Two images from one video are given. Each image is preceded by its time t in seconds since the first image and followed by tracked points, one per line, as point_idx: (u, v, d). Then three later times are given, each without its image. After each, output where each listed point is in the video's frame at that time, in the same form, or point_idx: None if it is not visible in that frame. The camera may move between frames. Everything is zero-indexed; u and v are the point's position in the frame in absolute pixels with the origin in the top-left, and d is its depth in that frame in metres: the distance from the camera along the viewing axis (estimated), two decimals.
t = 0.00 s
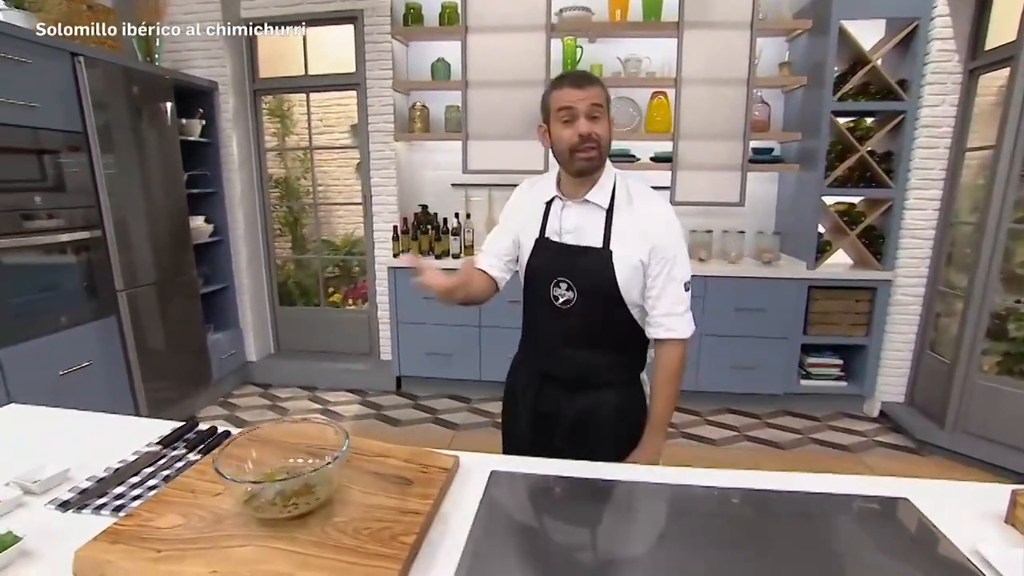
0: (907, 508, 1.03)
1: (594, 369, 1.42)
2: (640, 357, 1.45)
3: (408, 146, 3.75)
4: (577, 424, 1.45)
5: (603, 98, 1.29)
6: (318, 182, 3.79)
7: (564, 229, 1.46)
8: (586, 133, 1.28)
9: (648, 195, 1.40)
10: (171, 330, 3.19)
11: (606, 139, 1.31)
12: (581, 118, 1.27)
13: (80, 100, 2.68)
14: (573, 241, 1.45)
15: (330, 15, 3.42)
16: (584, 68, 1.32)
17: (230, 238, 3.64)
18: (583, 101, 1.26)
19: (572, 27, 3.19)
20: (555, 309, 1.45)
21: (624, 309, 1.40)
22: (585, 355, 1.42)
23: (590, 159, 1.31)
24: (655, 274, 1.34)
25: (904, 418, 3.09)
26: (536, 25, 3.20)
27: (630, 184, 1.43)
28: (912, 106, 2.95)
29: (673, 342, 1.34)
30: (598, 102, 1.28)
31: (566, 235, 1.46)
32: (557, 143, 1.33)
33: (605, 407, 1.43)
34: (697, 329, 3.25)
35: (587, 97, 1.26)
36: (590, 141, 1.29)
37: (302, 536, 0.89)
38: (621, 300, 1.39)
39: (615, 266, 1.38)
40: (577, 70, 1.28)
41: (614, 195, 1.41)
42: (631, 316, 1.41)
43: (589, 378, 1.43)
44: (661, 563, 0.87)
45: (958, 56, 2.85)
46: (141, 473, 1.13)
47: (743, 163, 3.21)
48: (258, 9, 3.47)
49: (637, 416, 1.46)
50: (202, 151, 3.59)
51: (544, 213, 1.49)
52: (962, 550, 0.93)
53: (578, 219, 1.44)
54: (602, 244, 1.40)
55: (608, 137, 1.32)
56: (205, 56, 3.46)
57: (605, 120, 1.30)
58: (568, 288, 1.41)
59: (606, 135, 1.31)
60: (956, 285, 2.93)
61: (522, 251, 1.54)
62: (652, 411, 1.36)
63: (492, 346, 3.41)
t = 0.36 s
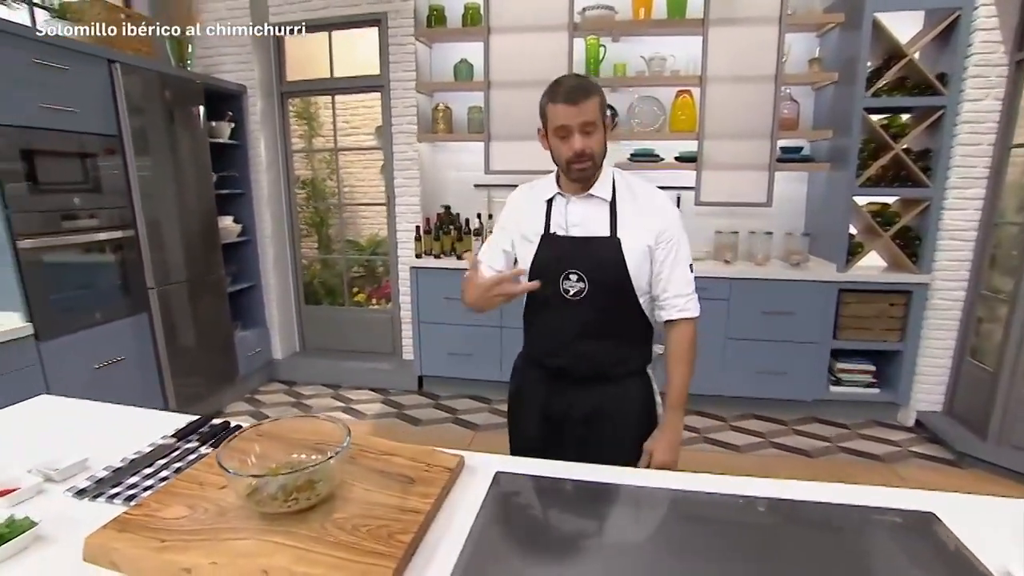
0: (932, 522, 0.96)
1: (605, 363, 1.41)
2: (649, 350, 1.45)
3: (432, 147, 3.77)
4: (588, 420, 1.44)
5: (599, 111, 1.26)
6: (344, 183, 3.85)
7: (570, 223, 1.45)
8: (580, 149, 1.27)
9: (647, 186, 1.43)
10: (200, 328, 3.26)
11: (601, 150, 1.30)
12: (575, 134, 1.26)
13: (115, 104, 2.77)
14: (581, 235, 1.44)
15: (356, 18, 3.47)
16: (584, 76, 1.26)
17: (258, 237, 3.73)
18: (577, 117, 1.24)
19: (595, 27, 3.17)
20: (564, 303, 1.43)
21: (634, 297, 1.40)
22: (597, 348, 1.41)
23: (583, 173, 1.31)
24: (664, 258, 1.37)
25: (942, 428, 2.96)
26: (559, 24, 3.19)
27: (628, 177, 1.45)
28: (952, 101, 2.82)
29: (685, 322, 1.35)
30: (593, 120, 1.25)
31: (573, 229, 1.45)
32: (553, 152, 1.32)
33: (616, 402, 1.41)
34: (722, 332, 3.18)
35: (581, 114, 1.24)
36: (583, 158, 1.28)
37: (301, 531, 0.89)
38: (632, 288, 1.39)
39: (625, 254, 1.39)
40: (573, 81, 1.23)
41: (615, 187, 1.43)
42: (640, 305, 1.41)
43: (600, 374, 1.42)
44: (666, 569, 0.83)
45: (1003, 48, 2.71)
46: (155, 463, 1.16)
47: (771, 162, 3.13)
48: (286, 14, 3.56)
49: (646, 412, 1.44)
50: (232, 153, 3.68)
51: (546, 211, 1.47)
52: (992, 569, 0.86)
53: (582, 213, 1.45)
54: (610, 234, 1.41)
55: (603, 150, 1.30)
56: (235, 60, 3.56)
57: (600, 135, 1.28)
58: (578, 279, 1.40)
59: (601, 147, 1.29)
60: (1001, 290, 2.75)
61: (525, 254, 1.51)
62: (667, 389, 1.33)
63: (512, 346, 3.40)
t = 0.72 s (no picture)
0: (975, 537, 0.91)
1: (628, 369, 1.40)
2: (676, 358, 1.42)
3: (463, 150, 3.81)
4: (614, 426, 1.43)
5: (628, 153, 1.21)
6: (377, 185, 3.92)
7: (598, 237, 1.43)
8: (608, 193, 1.26)
9: (682, 202, 1.38)
10: (239, 327, 3.37)
11: (630, 185, 1.29)
12: (604, 181, 1.24)
13: (161, 112, 2.89)
14: (609, 249, 1.42)
15: (389, 23, 3.54)
16: (609, 115, 1.18)
17: (294, 240, 3.83)
18: (604, 169, 1.21)
19: (626, 27, 3.15)
20: (592, 316, 1.42)
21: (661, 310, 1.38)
22: (621, 355, 1.40)
23: (612, 206, 1.33)
24: (693, 277, 1.32)
25: (993, 439, 2.81)
26: (590, 25, 3.17)
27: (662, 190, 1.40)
28: (1007, 93, 2.67)
29: (716, 344, 1.30)
30: (624, 163, 1.22)
31: (601, 243, 1.43)
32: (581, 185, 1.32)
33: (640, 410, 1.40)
34: (756, 336, 3.11)
35: (611, 165, 1.21)
36: (615, 196, 1.29)
37: (325, 526, 0.91)
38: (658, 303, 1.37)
39: (652, 269, 1.36)
40: (599, 132, 1.15)
41: (647, 201, 1.39)
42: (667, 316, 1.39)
43: (623, 380, 1.41)
44: None
45: None
46: (191, 456, 1.20)
47: (808, 162, 3.04)
48: (320, 22, 3.67)
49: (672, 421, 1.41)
50: (270, 157, 3.80)
51: (575, 221, 1.46)
52: None
53: (612, 227, 1.42)
54: (638, 249, 1.38)
55: (634, 179, 1.29)
56: (272, 68, 3.69)
57: (631, 172, 1.25)
58: (606, 294, 1.39)
59: (629, 185, 1.28)
60: None
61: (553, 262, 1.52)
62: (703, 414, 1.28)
63: (541, 348, 3.39)
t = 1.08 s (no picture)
0: None
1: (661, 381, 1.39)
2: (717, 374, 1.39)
3: (496, 148, 3.83)
4: (644, 431, 1.43)
5: (681, 214, 1.10)
6: (411, 185, 3.97)
7: (639, 267, 1.38)
8: (656, 248, 1.19)
9: (737, 252, 1.22)
10: (278, 324, 3.47)
11: (683, 236, 1.20)
12: (651, 239, 1.16)
13: (205, 115, 2.99)
14: (648, 283, 1.37)
15: (423, 24, 3.58)
16: (663, 177, 1.05)
17: (330, 239, 3.92)
18: (653, 231, 1.12)
19: (660, 22, 3.11)
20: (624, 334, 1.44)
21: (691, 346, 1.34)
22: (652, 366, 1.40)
23: (661, 254, 1.26)
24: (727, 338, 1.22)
25: None
26: (623, 19, 3.14)
27: (723, 232, 1.26)
28: None
29: (747, 414, 1.20)
30: (675, 223, 1.12)
31: (641, 274, 1.38)
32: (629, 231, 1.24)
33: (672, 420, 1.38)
34: (795, 336, 3.02)
35: (660, 228, 1.11)
36: (665, 245, 1.20)
37: (355, 517, 0.93)
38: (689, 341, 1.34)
39: (685, 311, 1.31)
40: (649, 199, 1.05)
41: (700, 242, 1.28)
42: (703, 352, 1.35)
43: (656, 389, 1.40)
44: None
45: None
46: (230, 446, 1.25)
47: (851, 156, 2.94)
48: (356, 24, 3.74)
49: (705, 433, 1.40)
50: (308, 158, 3.90)
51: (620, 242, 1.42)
52: None
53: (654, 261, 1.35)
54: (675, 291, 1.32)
55: (688, 226, 1.18)
56: (310, 70, 3.77)
57: (684, 226, 1.15)
58: (637, 320, 1.39)
59: (681, 238, 1.19)
60: None
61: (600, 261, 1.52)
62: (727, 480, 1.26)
63: (573, 347, 3.38)
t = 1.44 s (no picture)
0: None
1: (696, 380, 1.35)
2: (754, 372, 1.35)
3: (526, 145, 3.83)
4: (674, 431, 1.40)
5: (694, 174, 1.08)
6: (443, 182, 4.00)
7: (669, 254, 1.39)
8: (672, 219, 1.15)
9: (772, 236, 1.22)
10: (313, 320, 3.54)
11: (702, 209, 1.15)
12: (666, 205, 1.13)
13: (243, 117, 3.07)
14: (677, 270, 1.38)
15: (454, 22, 3.61)
16: (674, 131, 1.06)
17: (363, 236, 3.98)
18: (665, 192, 1.10)
19: (692, 14, 3.06)
20: (654, 327, 1.40)
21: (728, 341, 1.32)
22: (684, 365, 1.36)
23: (681, 234, 1.20)
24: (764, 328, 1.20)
25: None
26: (655, 12, 3.10)
27: (751, 217, 1.26)
28: None
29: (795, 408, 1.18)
30: (688, 185, 1.09)
31: (671, 262, 1.39)
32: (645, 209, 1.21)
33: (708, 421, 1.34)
34: (833, 335, 2.93)
35: (672, 186, 1.09)
36: (681, 221, 1.16)
37: (383, 507, 0.94)
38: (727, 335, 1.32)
39: (718, 302, 1.30)
40: (657, 148, 1.05)
41: (729, 228, 1.28)
42: (738, 344, 1.32)
43: (690, 389, 1.36)
44: None
45: None
46: (264, 437, 1.27)
47: (895, 148, 2.84)
48: (388, 24, 3.79)
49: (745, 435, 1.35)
50: (341, 157, 3.97)
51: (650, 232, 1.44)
52: None
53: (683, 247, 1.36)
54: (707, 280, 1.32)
55: (706, 201, 1.14)
56: (344, 70, 3.84)
57: (699, 194, 1.11)
58: (670, 312, 1.35)
59: (700, 209, 1.15)
60: None
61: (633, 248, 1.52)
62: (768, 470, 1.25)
63: (603, 344, 3.35)
